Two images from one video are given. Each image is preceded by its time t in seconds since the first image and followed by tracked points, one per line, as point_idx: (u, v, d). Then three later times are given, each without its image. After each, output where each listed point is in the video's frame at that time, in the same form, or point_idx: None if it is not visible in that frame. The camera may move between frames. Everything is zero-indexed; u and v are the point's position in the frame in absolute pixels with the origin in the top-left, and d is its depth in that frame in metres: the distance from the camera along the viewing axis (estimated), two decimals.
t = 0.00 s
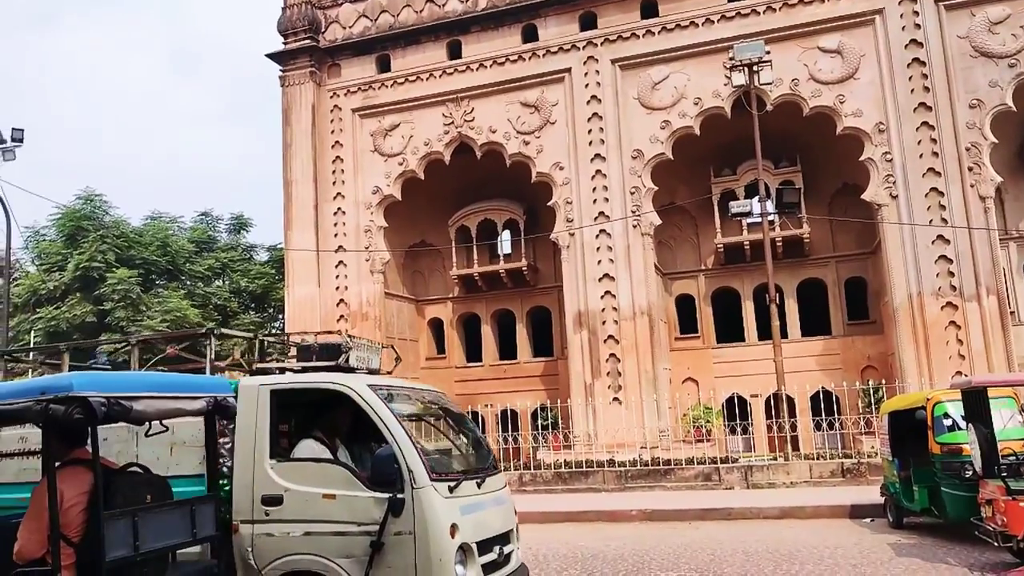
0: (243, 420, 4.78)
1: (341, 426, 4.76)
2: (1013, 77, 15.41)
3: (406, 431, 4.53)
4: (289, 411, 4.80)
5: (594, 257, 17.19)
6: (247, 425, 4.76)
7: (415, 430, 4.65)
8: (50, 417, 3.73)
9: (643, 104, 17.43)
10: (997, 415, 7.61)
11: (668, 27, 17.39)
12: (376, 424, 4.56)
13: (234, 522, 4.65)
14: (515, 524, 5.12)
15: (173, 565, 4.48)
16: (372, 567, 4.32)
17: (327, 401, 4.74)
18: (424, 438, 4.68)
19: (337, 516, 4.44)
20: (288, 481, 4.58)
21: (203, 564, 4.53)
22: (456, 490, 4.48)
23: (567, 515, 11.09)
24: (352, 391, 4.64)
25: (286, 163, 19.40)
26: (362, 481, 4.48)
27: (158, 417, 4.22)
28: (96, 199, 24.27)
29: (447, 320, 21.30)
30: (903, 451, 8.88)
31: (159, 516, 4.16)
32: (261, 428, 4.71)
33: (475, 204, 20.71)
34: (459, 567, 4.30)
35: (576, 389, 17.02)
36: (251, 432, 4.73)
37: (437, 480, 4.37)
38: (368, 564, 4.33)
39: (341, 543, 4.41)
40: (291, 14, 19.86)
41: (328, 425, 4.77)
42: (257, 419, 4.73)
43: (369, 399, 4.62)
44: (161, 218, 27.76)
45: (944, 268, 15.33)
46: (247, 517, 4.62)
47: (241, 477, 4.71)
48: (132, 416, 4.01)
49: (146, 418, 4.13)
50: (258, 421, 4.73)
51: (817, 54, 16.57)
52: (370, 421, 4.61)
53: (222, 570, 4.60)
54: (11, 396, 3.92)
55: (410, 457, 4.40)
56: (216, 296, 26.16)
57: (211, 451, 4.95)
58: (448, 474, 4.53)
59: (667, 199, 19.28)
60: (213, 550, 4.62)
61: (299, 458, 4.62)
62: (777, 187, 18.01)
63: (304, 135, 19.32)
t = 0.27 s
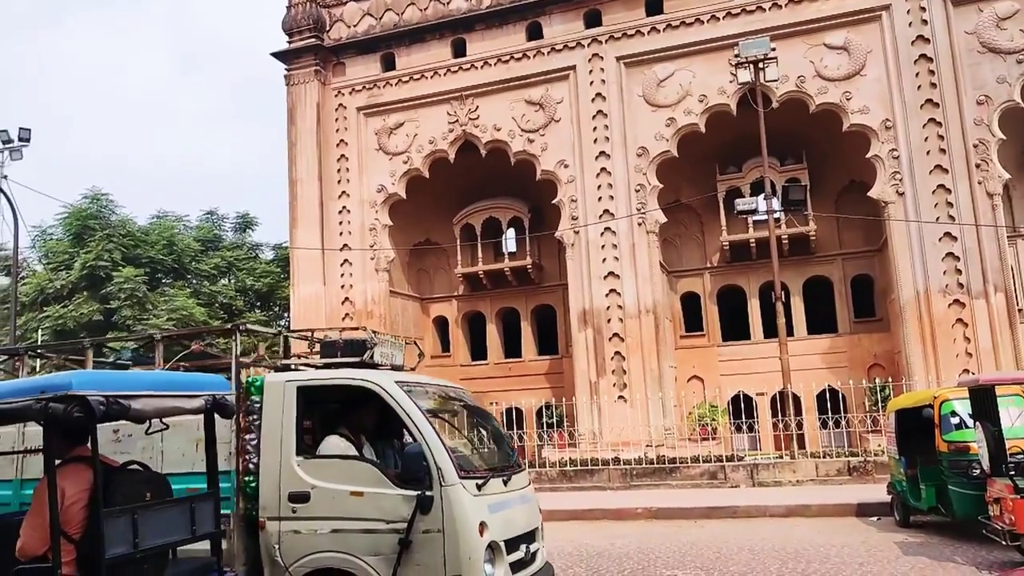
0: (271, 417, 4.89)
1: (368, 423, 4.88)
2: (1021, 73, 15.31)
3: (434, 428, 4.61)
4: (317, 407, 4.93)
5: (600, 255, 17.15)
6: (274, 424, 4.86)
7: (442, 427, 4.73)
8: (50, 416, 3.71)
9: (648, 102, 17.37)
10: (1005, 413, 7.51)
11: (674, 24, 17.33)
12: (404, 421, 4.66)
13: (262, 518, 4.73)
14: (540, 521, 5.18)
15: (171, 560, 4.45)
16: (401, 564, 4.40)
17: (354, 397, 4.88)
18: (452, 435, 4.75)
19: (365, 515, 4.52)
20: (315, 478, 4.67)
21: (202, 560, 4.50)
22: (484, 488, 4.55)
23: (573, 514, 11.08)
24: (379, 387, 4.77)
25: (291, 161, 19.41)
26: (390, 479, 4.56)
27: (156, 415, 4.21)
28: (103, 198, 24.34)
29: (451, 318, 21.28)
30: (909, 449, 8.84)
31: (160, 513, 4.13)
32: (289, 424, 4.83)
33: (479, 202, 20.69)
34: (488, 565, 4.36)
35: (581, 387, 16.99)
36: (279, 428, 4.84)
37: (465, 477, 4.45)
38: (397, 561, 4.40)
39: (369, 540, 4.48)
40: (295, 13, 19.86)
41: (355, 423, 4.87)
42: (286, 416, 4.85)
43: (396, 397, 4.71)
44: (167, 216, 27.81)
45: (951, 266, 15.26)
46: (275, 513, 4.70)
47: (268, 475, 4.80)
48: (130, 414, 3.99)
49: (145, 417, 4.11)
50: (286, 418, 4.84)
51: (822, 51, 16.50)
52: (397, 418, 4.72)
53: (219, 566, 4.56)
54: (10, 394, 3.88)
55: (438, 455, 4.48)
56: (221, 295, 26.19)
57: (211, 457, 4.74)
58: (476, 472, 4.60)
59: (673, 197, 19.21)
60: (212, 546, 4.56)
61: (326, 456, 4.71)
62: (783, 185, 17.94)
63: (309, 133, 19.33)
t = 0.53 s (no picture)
0: (300, 411, 4.95)
1: (395, 419, 4.98)
2: None
3: (464, 424, 4.60)
4: (345, 401, 4.97)
5: (607, 251, 17.12)
6: (302, 420, 4.92)
7: (472, 423, 4.71)
8: (51, 413, 3.76)
9: (656, 98, 17.33)
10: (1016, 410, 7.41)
11: (681, 20, 17.27)
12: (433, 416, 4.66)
13: (291, 514, 4.81)
14: (568, 519, 5.15)
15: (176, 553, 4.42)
16: (431, 560, 4.40)
17: (383, 392, 4.92)
18: (482, 431, 4.74)
19: (394, 511, 4.54)
20: (344, 474, 4.71)
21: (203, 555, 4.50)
22: (515, 485, 4.53)
23: (581, 510, 11.07)
24: (408, 382, 4.78)
25: (299, 159, 19.44)
26: (421, 474, 4.56)
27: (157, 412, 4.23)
28: (112, 196, 24.43)
29: (459, 315, 21.28)
30: (919, 446, 8.80)
31: (161, 509, 4.17)
32: (318, 418, 4.87)
33: (487, 198, 20.68)
34: (519, 563, 4.34)
35: (589, 384, 16.98)
36: (308, 423, 4.90)
37: (496, 473, 4.43)
38: (427, 558, 4.41)
39: (398, 537, 4.50)
40: (302, 10, 19.88)
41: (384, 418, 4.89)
42: (315, 410, 4.90)
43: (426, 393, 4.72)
44: (175, 214, 27.89)
45: (961, 262, 15.17)
46: (304, 509, 4.77)
47: (297, 471, 4.86)
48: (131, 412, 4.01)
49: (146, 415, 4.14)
50: (316, 413, 4.90)
51: (831, 46, 16.42)
52: (426, 413, 4.74)
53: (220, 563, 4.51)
54: (11, 390, 3.91)
55: (469, 451, 4.47)
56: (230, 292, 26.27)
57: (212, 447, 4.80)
58: (506, 468, 4.58)
59: (680, 193, 19.22)
60: (214, 541, 4.59)
61: (355, 451, 4.74)
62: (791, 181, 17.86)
63: (316, 131, 19.35)
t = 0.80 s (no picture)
0: (328, 407, 4.94)
1: (424, 414, 4.96)
2: None
3: (495, 419, 4.55)
4: (374, 397, 4.96)
5: (615, 248, 17.08)
6: (330, 416, 4.93)
7: (502, 419, 4.66)
8: (54, 410, 3.77)
9: (664, 94, 17.26)
10: None
11: (689, 15, 17.18)
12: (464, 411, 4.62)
13: (320, 511, 4.83)
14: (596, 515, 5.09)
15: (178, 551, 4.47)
16: (463, 558, 4.36)
17: (412, 387, 4.90)
18: (512, 427, 4.68)
19: (425, 508, 4.50)
20: (375, 470, 4.69)
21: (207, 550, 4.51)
22: (546, 481, 4.47)
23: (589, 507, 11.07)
24: (438, 377, 4.75)
25: (307, 156, 19.47)
26: (452, 470, 4.52)
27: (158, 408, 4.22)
28: (121, 193, 24.54)
29: (466, 312, 21.26)
30: (929, 442, 8.76)
31: (163, 505, 4.18)
32: (347, 413, 4.86)
33: (495, 195, 20.66)
34: (552, 560, 4.29)
35: (597, 380, 16.95)
36: (337, 419, 4.89)
37: (528, 469, 4.38)
38: (459, 554, 4.36)
39: (429, 534, 4.46)
40: (310, 7, 19.89)
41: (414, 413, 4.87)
42: (344, 405, 4.88)
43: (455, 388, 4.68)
44: (184, 211, 27.99)
45: (972, 258, 15.06)
46: (334, 506, 4.78)
47: (326, 468, 4.87)
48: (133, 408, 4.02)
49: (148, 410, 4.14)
50: (344, 408, 4.88)
51: (840, 41, 16.31)
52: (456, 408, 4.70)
53: (223, 558, 4.54)
54: (14, 388, 3.94)
55: (500, 446, 4.41)
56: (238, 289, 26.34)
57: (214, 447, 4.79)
58: (537, 464, 4.53)
59: (689, 188, 19.12)
60: (218, 537, 4.59)
61: (384, 447, 4.73)
62: (801, 176, 17.77)
63: (324, 128, 19.37)
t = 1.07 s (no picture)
0: (357, 402, 4.85)
1: (453, 410, 4.88)
2: None
3: (527, 415, 4.49)
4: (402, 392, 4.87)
5: (623, 244, 17.03)
6: (360, 411, 4.82)
7: (534, 415, 4.60)
8: (56, 407, 3.76)
9: (672, 89, 17.19)
10: None
11: (698, 10, 17.10)
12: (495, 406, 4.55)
13: (350, 507, 4.72)
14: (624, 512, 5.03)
15: (181, 547, 4.56)
16: (496, 554, 4.30)
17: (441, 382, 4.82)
18: (543, 423, 4.62)
19: (457, 503, 4.43)
20: (405, 465, 4.62)
21: (210, 545, 4.58)
22: (579, 477, 4.42)
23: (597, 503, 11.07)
24: (468, 372, 4.67)
25: (315, 153, 19.51)
26: (483, 466, 4.46)
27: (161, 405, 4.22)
28: (131, 192, 24.68)
29: (475, 309, 21.26)
30: (940, 439, 8.71)
31: (168, 500, 4.21)
32: (376, 409, 4.77)
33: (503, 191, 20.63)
34: (587, 557, 4.23)
35: (606, 376, 16.93)
36: (366, 414, 4.80)
37: (561, 466, 4.33)
38: (493, 551, 4.30)
39: (462, 530, 4.40)
40: (318, 5, 19.91)
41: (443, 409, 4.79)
42: (372, 401, 4.80)
43: (487, 383, 4.61)
44: (194, 209, 28.11)
45: (983, 253, 14.96)
46: (364, 502, 4.68)
47: (354, 464, 4.78)
48: (136, 405, 4.00)
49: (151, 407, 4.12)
50: (374, 403, 4.80)
51: (850, 35, 16.20)
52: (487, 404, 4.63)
53: (225, 553, 4.63)
54: (17, 385, 3.94)
55: (533, 443, 4.36)
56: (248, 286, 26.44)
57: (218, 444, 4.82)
58: (569, 461, 4.47)
59: (698, 184, 19.14)
60: (223, 533, 4.65)
61: (415, 442, 4.65)
62: (810, 171, 17.67)
63: (332, 125, 19.41)
